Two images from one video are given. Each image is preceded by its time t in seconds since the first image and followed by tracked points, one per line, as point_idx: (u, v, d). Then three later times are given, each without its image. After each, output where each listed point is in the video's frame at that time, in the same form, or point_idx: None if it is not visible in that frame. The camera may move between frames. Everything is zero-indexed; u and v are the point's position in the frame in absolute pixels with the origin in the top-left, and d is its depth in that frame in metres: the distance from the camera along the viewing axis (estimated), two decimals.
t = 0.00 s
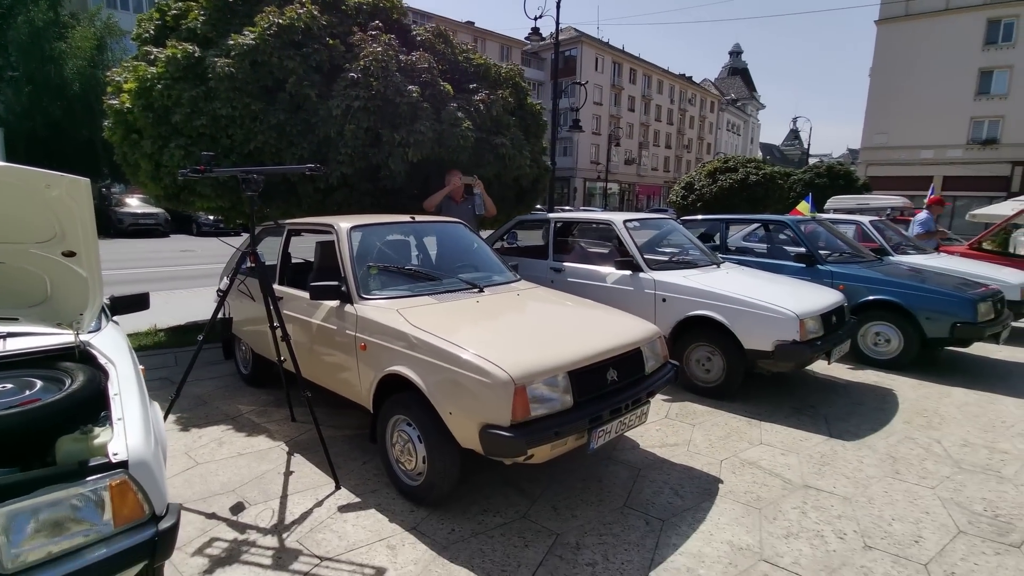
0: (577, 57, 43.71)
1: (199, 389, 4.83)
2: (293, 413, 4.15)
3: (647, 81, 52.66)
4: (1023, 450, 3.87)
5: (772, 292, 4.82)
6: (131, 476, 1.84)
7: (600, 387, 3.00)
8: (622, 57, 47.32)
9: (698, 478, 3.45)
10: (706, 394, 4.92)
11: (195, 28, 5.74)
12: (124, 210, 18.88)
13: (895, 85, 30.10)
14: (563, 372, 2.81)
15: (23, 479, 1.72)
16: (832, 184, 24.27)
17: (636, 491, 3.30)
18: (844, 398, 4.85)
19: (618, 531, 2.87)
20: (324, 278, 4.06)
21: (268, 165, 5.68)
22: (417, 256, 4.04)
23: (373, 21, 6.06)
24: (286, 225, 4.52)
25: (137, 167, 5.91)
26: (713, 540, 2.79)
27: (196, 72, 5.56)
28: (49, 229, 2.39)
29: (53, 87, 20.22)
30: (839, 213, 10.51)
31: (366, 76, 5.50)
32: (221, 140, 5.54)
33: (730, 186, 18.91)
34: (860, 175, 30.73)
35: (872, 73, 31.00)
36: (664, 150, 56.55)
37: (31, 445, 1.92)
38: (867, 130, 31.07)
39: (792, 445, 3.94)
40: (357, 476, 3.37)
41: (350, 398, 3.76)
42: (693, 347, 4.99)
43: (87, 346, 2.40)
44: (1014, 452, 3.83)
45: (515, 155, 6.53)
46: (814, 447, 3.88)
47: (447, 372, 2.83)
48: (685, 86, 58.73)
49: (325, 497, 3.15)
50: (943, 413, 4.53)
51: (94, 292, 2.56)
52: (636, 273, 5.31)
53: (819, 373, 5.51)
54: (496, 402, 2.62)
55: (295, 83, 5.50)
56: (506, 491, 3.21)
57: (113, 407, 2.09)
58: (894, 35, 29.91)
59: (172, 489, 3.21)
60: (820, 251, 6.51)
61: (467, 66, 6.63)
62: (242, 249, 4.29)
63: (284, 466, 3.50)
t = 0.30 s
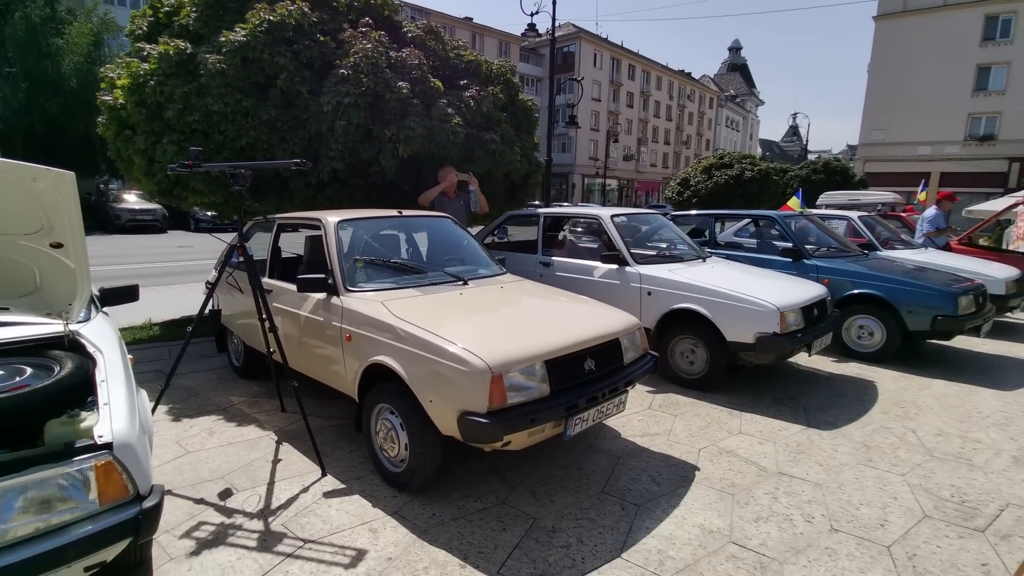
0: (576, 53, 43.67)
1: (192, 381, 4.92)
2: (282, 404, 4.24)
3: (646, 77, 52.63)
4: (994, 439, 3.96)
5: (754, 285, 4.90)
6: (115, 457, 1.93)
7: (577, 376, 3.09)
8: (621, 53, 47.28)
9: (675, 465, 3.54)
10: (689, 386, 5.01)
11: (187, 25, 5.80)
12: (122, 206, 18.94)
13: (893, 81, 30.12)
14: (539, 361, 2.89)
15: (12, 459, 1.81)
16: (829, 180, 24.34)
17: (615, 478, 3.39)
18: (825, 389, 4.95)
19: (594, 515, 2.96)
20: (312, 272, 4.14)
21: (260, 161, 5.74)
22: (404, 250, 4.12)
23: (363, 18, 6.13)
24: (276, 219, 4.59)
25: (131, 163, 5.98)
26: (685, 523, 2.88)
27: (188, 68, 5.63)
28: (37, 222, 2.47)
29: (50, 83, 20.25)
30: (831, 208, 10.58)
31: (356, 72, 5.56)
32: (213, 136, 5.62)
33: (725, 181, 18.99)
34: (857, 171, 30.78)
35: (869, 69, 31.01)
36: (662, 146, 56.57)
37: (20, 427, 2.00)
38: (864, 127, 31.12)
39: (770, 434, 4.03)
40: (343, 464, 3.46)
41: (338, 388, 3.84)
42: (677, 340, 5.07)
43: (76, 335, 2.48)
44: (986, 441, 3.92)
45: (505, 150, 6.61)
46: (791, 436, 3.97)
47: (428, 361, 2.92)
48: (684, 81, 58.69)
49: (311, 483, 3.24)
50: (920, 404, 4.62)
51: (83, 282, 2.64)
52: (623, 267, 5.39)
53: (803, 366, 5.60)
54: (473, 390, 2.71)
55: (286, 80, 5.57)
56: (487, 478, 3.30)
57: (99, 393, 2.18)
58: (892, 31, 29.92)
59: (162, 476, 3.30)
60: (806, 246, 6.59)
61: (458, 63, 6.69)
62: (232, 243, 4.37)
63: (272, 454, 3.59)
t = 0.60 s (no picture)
0: (576, 48, 43.61)
1: (192, 374, 5.03)
2: (281, 396, 4.35)
3: (646, 72, 52.53)
4: (974, 431, 4.06)
5: (743, 281, 5.00)
6: (120, 443, 2.03)
7: (564, 369, 3.19)
8: (621, 48, 47.22)
9: (661, 455, 3.65)
10: (680, 380, 5.11)
11: (186, 24, 5.89)
12: (122, 201, 19.03)
13: (893, 77, 30.11)
14: (527, 354, 3.00)
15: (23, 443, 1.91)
16: (828, 176, 24.39)
17: (602, 468, 3.50)
18: (813, 383, 5.05)
19: (580, 502, 3.07)
20: (310, 267, 4.23)
21: (258, 158, 5.83)
22: (399, 245, 4.22)
23: (360, 17, 6.21)
24: (274, 216, 4.69)
25: (132, 160, 6.08)
26: (668, 510, 2.99)
27: (187, 67, 5.71)
28: (43, 219, 2.56)
29: (50, 78, 20.32)
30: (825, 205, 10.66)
31: (352, 71, 5.64)
32: (212, 134, 5.72)
33: (723, 178, 19.06)
34: (857, 167, 30.80)
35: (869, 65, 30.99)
36: (662, 142, 56.54)
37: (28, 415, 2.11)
38: (864, 123, 31.13)
39: (756, 426, 4.13)
40: (339, 454, 3.57)
41: (334, 380, 3.95)
42: (668, 335, 5.17)
43: (81, 328, 2.59)
44: (966, 433, 4.02)
45: (500, 148, 6.69)
46: (776, 428, 4.08)
47: (420, 354, 3.02)
48: (684, 77, 58.56)
49: (308, 472, 3.35)
50: (905, 397, 4.72)
51: (87, 277, 2.74)
52: (615, 263, 5.48)
53: (792, 360, 5.70)
54: (463, 381, 2.81)
55: (284, 78, 5.65)
56: (478, 467, 3.41)
57: (104, 382, 2.28)
58: (892, 27, 29.87)
59: (164, 465, 3.41)
60: (797, 242, 6.69)
61: (454, 61, 6.77)
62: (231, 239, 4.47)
63: (271, 444, 3.70)
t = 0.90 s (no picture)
0: (579, 47, 43.65)
1: (201, 366, 5.20)
2: (286, 387, 4.51)
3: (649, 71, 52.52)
4: (956, 423, 4.19)
5: (735, 278, 5.13)
6: (139, 422, 2.19)
7: (556, 359, 3.34)
8: (625, 46, 47.24)
9: (651, 444, 3.80)
10: (673, 374, 5.25)
11: (194, 26, 6.05)
12: (129, 199, 19.25)
13: (896, 76, 30.08)
14: (520, 344, 3.15)
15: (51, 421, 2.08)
16: (830, 176, 24.44)
17: (594, 455, 3.65)
18: (803, 377, 5.18)
19: (571, 487, 3.21)
20: (314, 262, 4.39)
21: (264, 157, 6.00)
22: (400, 242, 4.38)
23: (363, 19, 6.36)
24: (280, 213, 4.85)
25: (141, 159, 6.25)
26: (655, 494, 3.13)
27: (195, 68, 5.87)
28: (66, 215, 2.72)
29: (57, 77, 20.56)
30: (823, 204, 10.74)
31: (355, 72, 5.80)
32: (219, 133, 5.89)
33: (724, 177, 19.16)
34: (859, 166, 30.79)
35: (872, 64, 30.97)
36: (666, 141, 56.55)
37: (51, 397, 2.27)
38: (867, 122, 31.11)
39: (744, 417, 4.27)
40: (342, 441, 3.73)
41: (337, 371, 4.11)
42: (662, 330, 5.31)
43: (99, 317, 2.75)
44: (948, 425, 4.15)
45: (500, 147, 6.84)
46: (764, 419, 4.22)
47: (419, 344, 3.18)
48: (688, 75, 58.47)
49: (312, 457, 3.51)
50: (892, 391, 4.85)
51: (106, 270, 2.91)
52: (611, 260, 5.62)
53: (784, 355, 5.83)
54: (459, 370, 2.97)
55: (289, 79, 5.81)
56: (475, 454, 3.56)
57: (123, 368, 2.45)
58: (896, 26, 29.82)
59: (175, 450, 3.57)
60: (790, 240, 6.83)
61: (455, 62, 6.92)
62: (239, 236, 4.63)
63: (276, 432, 3.86)
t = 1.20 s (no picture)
0: (592, 47, 43.71)
1: (219, 356, 5.47)
2: (300, 376, 4.76)
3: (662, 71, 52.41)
4: (944, 416, 4.32)
5: (733, 275, 5.28)
6: (169, 397, 2.42)
7: (553, 349, 3.53)
8: (637, 46, 47.23)
9: (645, 432, 3.98)
10: (671, 367, 5.41)
11: (215, 32, 6.33)
12: (148, 198, 19.75)
13: (911, 75, 29.80)
14: (518, 334, 3.35)
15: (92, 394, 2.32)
16: (842, 176, 24.31)
17: (589, 441, 3.83)
18: (799, 372, 5.32)
19: (566, 469, 3.40)
20: (327, 258, 4.63)
21: (280, 157, 6.27)
22: (408, 238, 4.60)
23: (375, 24, 6.60)
24: (295, 211, 5.09)
25: (164, 159, 6.55)
26: (645, 477, 3.32)
27: (215, 72, 6.15)
28: (103, 211, 2.97)
29: (80, 78, 21.15)
30: (829, 204, 10.83)
31: (367, 76, 6.04)
32: (238, 135, 6.17)
33: (733, 177, 19.19)
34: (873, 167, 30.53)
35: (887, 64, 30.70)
36: (678, 141, 56.38)
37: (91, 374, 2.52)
38: (881, 122, 30.85)
39: (737, 408, 4.43)
40: (352, 425, 3.95)
41: (348, 360, 4.34)
42: (661, 325, 5.48)
43: (131, 305, 3.00)
44: (936, 418, 4.27)
45: (506, 148, 7.05)
46: (756, 411, 4.37)
47: (424, 333, 3.39)
48: (701, 75, 58.21)
49: (324, 439, 3.74)
50: (885, 386, 4.97)
51: (138, 261, 3.16)
52: (612, 258, 5.80)
53: (782, 352, 5.96)
54: (460, 356, 3.18)
55: (304, 82, 6.07)
56: (476, 438, 3.77)
57: (154, 349, 2.69)
58: (911, 24, 29.53)
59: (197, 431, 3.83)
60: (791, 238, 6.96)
61: (463, 65, 7.14)
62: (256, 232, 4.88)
63: (291, 416, 4.10)
